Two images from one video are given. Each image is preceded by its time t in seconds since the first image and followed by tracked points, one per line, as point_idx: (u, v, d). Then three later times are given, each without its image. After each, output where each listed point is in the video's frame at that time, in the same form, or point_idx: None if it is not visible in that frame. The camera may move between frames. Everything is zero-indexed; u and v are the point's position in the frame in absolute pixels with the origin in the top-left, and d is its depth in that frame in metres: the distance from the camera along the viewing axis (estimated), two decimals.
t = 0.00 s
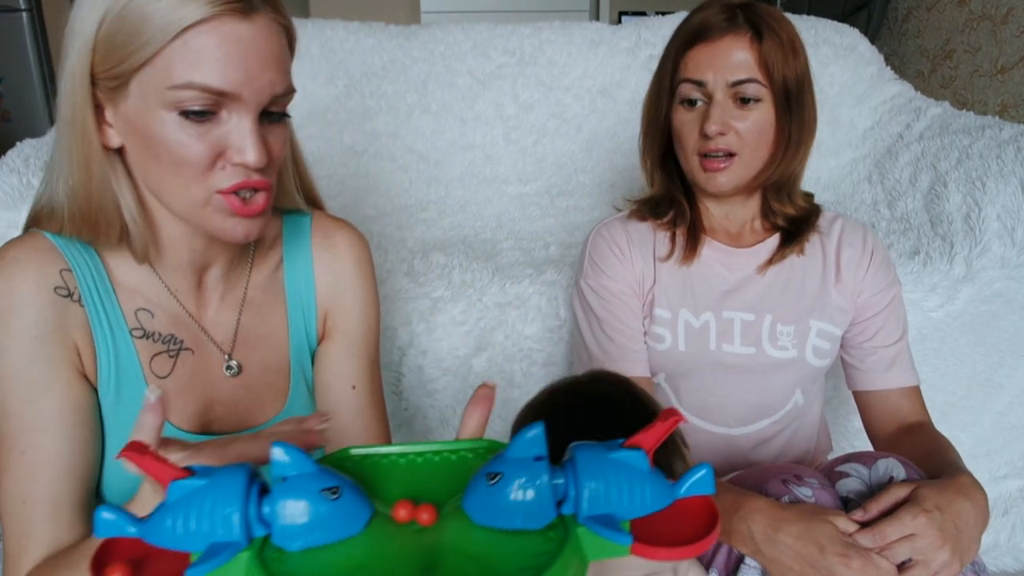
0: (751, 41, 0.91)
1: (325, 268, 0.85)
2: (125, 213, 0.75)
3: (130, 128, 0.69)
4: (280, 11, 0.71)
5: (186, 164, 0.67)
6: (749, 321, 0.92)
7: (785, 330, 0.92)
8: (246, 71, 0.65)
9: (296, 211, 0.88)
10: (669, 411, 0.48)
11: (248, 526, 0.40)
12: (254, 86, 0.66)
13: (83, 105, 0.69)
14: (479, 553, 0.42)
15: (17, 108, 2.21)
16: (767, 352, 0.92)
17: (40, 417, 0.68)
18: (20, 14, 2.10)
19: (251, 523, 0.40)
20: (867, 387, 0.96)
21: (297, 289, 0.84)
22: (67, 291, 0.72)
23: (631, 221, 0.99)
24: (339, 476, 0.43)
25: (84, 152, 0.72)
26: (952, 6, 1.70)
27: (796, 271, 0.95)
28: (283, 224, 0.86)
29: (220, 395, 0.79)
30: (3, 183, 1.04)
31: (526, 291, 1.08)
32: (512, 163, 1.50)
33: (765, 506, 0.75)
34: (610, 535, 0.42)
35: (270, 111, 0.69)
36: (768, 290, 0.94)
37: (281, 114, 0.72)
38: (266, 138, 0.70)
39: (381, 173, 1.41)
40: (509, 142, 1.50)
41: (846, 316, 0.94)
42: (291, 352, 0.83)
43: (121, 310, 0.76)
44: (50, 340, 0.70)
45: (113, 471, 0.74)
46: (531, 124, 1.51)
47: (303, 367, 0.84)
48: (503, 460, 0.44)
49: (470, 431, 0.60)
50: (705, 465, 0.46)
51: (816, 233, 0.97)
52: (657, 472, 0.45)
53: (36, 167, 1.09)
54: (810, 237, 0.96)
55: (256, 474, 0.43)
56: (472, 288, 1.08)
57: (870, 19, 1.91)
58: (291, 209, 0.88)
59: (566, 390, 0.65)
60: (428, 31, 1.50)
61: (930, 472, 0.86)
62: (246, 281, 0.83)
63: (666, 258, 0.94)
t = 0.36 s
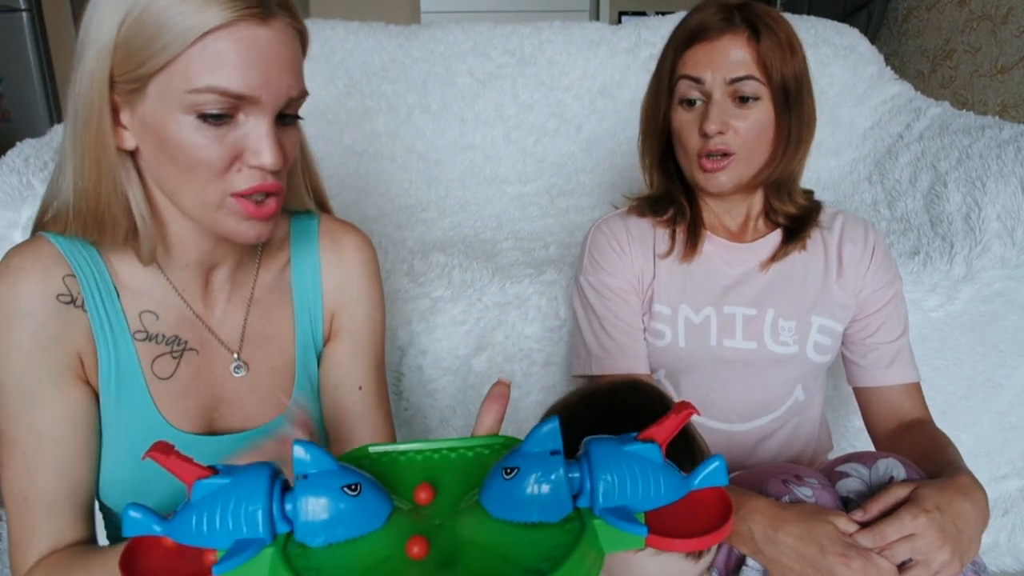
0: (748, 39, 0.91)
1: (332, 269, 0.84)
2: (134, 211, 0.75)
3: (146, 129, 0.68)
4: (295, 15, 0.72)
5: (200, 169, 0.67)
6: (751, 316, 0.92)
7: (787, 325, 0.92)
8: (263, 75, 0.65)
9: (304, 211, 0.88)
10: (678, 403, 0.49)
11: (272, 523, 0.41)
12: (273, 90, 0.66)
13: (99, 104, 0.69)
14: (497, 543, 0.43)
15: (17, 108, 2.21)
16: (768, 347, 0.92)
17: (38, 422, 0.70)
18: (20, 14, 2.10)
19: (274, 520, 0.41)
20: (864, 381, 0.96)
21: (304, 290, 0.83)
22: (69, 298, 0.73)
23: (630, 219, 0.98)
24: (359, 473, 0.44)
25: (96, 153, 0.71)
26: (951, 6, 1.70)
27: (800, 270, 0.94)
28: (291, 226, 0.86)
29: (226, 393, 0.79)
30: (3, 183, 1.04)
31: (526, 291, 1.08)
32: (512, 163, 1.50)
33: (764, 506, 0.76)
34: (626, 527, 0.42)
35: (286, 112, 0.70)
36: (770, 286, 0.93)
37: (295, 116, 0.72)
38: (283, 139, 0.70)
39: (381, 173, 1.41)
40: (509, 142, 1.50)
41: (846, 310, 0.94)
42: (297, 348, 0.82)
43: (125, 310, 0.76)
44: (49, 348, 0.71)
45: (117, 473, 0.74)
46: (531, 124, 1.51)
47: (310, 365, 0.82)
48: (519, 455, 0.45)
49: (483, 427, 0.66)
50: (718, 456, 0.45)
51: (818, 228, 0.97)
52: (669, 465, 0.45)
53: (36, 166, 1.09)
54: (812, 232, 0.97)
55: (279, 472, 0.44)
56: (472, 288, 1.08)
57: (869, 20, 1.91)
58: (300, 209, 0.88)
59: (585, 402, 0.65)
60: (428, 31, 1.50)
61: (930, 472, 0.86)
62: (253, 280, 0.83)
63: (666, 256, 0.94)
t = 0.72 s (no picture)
0: (750, 46, 0.91)
1: (336, 270, 0.85)
2: (145, 211, 0.75)
3: (164, 133, 0.69)
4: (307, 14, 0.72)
5: (224, 167, 0.67)
6: (751, 317, 0.93)
7: (788, 326, 0.93)
8: (281, 76, 0.66)
9: (309, 212, 0.89)
10: (682, 401, 0.49)
11: (281, 514, 0.41)
12: (293, 91, 0.67)
13: (115, 104, 0.69)
14: (502, 538, 0.43)
15: (18, 108, 2.22)
16: (770, 348, 0.92)
17: (37, 422, 0.70)
18: (20, 14, 2.10)
19: (282, 511, 0.42)
20: (864, 384, 0.96)
21: (309, 292, 0.84)
22: (73, 300, 0.73)
23: (631, 219, 0.99)
24: (366, 465, 0.44)
25: (110, 155, 0.71)
26: (951, 6, 1.70)
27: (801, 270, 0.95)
28: (297, 228, 0.86)
29: (230, 393, 0.79)
30: (3, 183, 1.04)
31: (526, 291, 1.08)
32: (512, 163, 1.50)
33: (764, 506, 0.76)
34: (627, 521, 0.42)
35: (302, 111, 0.71)
36: (770, 287, 0.94)
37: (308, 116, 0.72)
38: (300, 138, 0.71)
39: (381, 173, 1.42)
40: (509, 142, 1.51)
41: (846, 311, 0.94)
42: (302, 351, 0.82)
43: (130, 311, 0.77)
44: (51, 350, 0.71)
45: (117, 474, 0.74)
46: (531, 124, 1.51)
47: (314, 366, 0.83)
48: (524, 450, 0.45)
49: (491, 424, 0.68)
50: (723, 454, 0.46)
51: (818, 230, 0.97)
52: (673, 461, 0.45)
53: (37, 166, 1.09)
54: (812, 234, 0.97)
55: (287, 462, 0.44)
56: (472, 288, 1.08)
57: (869, 19, 1.91)
58: (305, 210, 0.89)
59: (572, 395, 0.63)
60: (428, 32, 1.50)
61: (929, 472, 0.86)
62: (259, 279, 0.84)
63: (667, 257, 0.95)
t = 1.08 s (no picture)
0: (750, 61, 0.91)
1: (340, 272, 0.86)
2: (152, 211, 0.76)
3: (172, 135, 0.69)
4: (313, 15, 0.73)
5: (233, 168, 0.68)
6: (751, 320, 0.93)
7: (788, 328, 0.93)
8: (290, 78, 0.67)
9: (314, 214, 0.90)
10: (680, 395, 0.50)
11: (283, 504, 0.43)
12: (301, 92, 0.68)
13: (124, 108, 0.70)
14: (500, 528, 0.44)
15: (19, 108, 2.22)
16: (769, 351, 0.93)
17: (40, 421, 0.71)
18: (22, 15, 2.11)
19: (286, 501, 0.43)
20: (863, 386, 0.97)
21: (314, 292, 0.84)
22: (76, 302, 0.74)
23: (632, 220, 0.99)
24: (368, 459, 0.46)
25: (120, 156, 0.72)
26: (949, 7, 1.71)
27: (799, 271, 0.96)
28: (301, 228, 0.87)
29: (235, 394, 0.80)
30: (5, 184, 1.05)
31: (526, 291, 1.09)
32: (512, 164, 1.51)
33: (763, 505, 0.77)
34: (624, 513, 0.44)
35: (310, 113, 0.71)
36: (770, 290, 0.95)
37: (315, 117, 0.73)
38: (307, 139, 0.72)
39: (381, 173, 1.42)
40: (509, 142, 1.51)
41: (846, 314, 0.95)
42: (307, 350, 0.83)
43: (135, 313, 0.77)
44: (54, 351, 0.72)
45: (120, 473, 0.75)
46: (531, 125, 1.52)
47: (318, 366, 0.84)
48: (523, 443, 0.47)
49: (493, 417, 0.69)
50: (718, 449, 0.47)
51: (819, 235, 0.98)
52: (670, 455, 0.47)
53: (38, 167, 1.10)
54: (812, 239, 0.97)
55: (290, 455, 0.46)
56: (472, 288, 1.09)
57: (867, 20, 1.92)
58: (309, 211, 0.90)
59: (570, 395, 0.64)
60: (428, 32, 1.51)
61: (927, 472, 0.87)
62: (263, 279, 0.84)
63: (667, 260, 0.95)
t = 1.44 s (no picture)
0: (755, 44, 0.91)
1: (339, 271, 0.85)
2: (149, 211, 0.75)
3: (168, 136, 0.69)
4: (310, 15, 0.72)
5: (224, 169, 0.67)
6: (750, 317, 0.93)
7: (786, 326, 0.93)
8: (284, 77, 0.66)
9: (312, 212, 0.89)
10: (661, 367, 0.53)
11: (273, 506, 0.42)
12: (295, 92, 0.67)
13: (118, 107, 0.69)
14: (496, 511, 0.44)
15: (18, 108, 2.22)
16: (768, 348, 0.93)
17: (36, 422, 0.71)
18: (20, 14, 2.11)
19: (275, 503, 0.42)
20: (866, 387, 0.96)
21: (313, 289, 0.84)
22: (70, 303, 0.73)
23: (631, 220, 0.99)
24: (356, 453, 0.46)
25: (119, 154, 0.72)
26: (950, 7, 1.70)
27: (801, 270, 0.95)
28: (300, 227, 0.86)
29: (233, 393, 0.79)
30: (3, 183, 1.04)
31: (526, 291, 1.09)
32: (512, 163, 1.51)
33: (762, 504, 0.76)
34: (620, 485, 0.45)
35: (305, 112, 0.71)
36: (770, 287, 0.94)
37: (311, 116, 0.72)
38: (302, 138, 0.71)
39: (381, 173, 1.42)
40: (509, 142, 1.51)
41: (844, 308, 0.95)
42: (308, 347, 0.83)
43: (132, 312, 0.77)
44: (50, 353, 0.72)
45: (117, 475, 0.75)
46: (531, 125, 1.51)
47: (319, 363, 0.83)
48: (511, 425, 0.47)
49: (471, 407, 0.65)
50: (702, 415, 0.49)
51: (817, 232, 0.98)
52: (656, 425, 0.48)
53: (37, 166, 1.09)
54: (811, 237, 0.97)
55: (274, 457, 0.45)
56: (472, 288, 1.08)
57: (868, 20, 1.92)
58: (308, 211, 0.89)
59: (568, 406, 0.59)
60: (428, 32, 1.51)
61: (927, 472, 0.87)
62: (262, 278, 0.83)
63: (666, 259, 0.95)
